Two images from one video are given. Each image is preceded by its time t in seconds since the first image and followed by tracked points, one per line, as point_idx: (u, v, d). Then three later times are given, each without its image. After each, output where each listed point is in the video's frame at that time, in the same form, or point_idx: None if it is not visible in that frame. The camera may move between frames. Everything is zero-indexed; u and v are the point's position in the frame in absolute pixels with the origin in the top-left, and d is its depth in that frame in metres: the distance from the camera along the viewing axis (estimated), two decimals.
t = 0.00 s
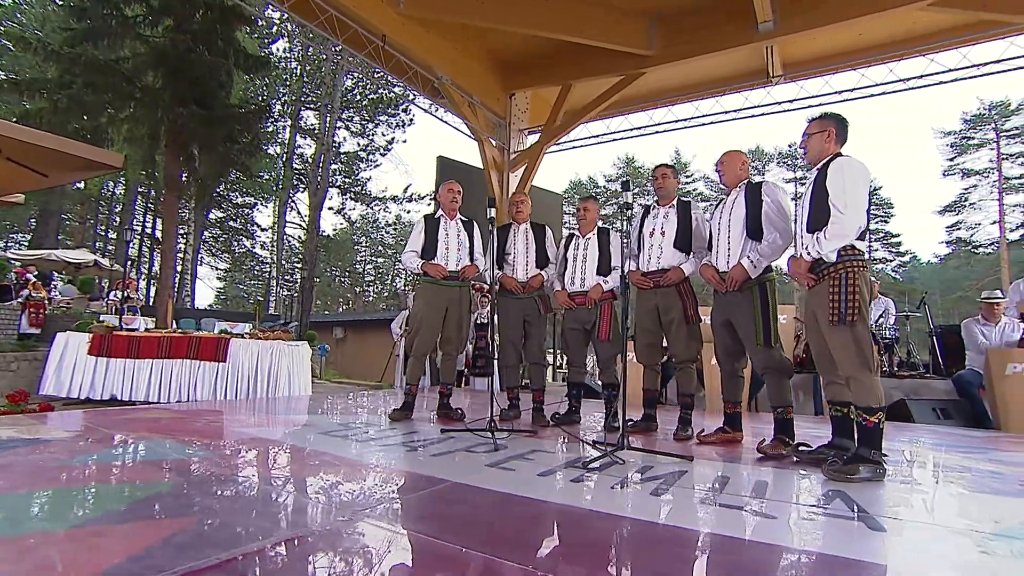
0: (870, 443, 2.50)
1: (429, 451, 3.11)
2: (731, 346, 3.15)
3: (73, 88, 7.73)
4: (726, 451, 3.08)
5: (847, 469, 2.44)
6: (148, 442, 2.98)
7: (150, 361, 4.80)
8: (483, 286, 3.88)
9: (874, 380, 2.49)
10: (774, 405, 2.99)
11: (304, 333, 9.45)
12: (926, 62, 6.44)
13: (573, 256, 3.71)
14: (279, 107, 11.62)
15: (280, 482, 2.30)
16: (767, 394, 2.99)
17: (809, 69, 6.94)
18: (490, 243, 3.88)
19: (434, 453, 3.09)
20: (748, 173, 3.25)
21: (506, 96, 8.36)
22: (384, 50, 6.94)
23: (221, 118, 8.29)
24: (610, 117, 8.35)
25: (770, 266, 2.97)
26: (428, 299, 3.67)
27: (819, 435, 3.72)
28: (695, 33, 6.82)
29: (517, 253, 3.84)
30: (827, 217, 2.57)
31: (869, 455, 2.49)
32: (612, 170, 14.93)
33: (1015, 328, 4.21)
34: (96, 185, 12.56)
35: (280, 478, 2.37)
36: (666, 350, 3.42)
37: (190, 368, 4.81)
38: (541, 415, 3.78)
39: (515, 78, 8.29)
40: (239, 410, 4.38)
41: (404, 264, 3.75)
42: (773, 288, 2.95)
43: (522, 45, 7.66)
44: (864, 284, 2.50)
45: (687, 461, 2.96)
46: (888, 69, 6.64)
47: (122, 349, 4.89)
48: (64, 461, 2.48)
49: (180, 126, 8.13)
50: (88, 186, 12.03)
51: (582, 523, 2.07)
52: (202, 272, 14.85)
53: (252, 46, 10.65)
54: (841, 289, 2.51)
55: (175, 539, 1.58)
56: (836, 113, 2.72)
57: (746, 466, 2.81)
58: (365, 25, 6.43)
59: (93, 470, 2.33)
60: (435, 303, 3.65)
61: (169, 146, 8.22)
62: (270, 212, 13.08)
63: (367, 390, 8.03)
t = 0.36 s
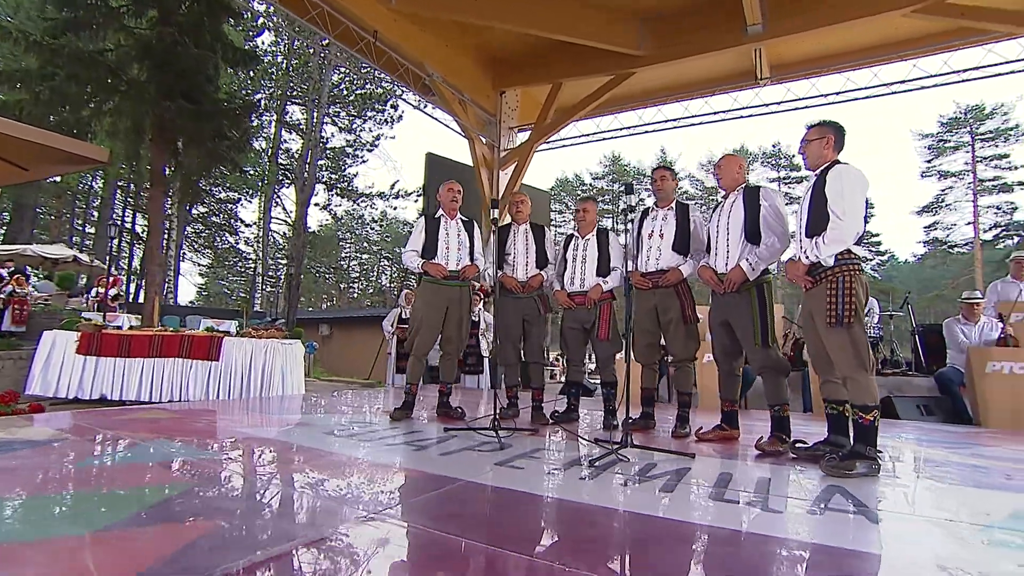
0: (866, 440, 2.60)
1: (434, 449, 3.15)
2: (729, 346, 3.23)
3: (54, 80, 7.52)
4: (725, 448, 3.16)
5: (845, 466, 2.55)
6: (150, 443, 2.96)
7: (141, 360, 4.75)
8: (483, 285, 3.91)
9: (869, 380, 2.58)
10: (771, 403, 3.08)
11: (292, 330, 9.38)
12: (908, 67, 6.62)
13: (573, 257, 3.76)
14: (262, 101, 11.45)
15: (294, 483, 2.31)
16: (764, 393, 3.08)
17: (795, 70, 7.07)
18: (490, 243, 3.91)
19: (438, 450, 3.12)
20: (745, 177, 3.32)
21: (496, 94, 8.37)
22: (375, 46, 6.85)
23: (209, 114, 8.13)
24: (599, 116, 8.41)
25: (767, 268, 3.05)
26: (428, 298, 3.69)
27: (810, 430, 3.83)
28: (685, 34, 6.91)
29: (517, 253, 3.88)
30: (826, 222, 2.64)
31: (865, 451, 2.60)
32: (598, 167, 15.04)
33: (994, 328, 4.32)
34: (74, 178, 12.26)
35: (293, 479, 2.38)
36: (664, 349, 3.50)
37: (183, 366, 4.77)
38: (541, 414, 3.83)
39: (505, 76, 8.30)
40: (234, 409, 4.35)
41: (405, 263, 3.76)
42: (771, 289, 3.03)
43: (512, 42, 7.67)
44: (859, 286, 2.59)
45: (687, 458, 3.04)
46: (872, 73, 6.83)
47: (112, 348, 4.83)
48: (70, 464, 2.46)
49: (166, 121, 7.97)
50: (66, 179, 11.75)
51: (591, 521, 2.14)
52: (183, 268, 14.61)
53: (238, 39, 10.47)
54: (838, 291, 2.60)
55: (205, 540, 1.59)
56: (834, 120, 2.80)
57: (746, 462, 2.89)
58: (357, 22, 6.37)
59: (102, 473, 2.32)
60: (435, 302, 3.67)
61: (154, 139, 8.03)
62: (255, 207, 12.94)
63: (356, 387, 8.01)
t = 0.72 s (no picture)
0: (858, 437, 2.72)
1: (436, 448, 3.19)
2: (724, 346, 3.33)
3: (31, 71, 7.31)
4: (719, 445, 3.26)
5: (838, 462, 2.66)
6: (152, 445, 2.94)
7: (129, 360, 4.69)
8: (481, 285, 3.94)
9: (861, 380, 2.69)
10: (764, 402, 3.18)
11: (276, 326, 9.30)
12: (887, 73, 6.82)
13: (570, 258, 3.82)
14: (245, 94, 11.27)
15: (307, 486, 2.34)
16: (758, 392, 3.19)
17: (778, 73, 7.22)
18: (488, 244, 3.95)
19: (440, 449, 3.16)
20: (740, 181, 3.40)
21: (484, 92, 8.37)
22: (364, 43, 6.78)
23: (194, 108, 7.93)
24: (587, 115, 8.48)
25: (761, 272, 3.15)
26: (427, 298, 3.71)
27: (797, 426, 3.97)
28: (672, 36, 7.01)
29: (514, 254, 3.93)
30: (821, 229, 2.73)
31: (857, 448, 2.72)
32: (582, 165, 15.21)
33: (969, 327, 4.48)
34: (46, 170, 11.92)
35: (304, 482, 2.40)
36: (660, 349, 3.58)
37: (173, 366, 4.72)
38: (537, 412, 3.90)
39: (494, 73, 8.30)
40: (227, 408, 4.32)
41: (402, 263, 3.77)
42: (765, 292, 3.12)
43: (501, 40, 7.69)
44: (852, 290, 2.70)
45: (686, 455, 3.13)
46: (853, 78, 6.99)
47: (98, 347, 4.75)
48: (75, 467, 2.44)
49: (150, 114, 7.80)
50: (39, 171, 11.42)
51: (603, 517, 2.22)
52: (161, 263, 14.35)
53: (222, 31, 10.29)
54: (832, 295, 2.70)
55: (233, 545, 1.62)
56: (827, 130, 2.90)
57: (741, 459, 3.00)
58: (347, 17, 6.31)
59: (110, 477, 2.31)
60: (435, 303, 3.70)
61: (137, 133, 7.85)
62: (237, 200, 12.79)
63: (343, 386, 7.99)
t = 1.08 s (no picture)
0: (848, 436, 2.85)
1: (439, 447, 3.24)
2: (718, 347, 3.43)
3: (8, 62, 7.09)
4: (713, 442, 3.37)
5: (830, 459, 2.79)
6: (155, 450, 2.94)
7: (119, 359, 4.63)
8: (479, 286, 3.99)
9: (851, 381, 2.81)
10: (757, 401, 3.30)
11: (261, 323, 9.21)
12: (868, 78, 7.01)
13: (567, 260, 3.88)
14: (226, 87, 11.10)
15: (318, 490, 2.37)
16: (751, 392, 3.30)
17: (763, 76, 7.37)
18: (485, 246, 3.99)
19: (443, 449, 3.22)
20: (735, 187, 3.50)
21: (472, 89, 8.38)
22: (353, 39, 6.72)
23: (179, 102, 7.77)
24: (575, 114, 8.55)
25: (755, 276, 3.25)
26: (427, 299, 3.74)
27: (785, 423, 4.11)
28: (659, 38, 7.10)
29: (512, 255, 3.98)
30: (814, 236, 2.84)
31: (847, 446, 2.84)
32: (566, 163, 15.43)
33: (944, 327, 4.70)
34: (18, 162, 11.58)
35: (314, 486, 2.44)
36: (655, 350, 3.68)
37: (164, 366, 4.68)
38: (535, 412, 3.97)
39: (482, 71, 8.31)
40: (220, 409, 4.30)
41: (400, 265, 3.79)
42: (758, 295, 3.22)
43: (490, 37, 7.70)
44: (842, 295, 2.81)
45: (682, 453, 3.24)
46: (836, 83, 7.17)
47: (86, 346, 4.67)
48: (84, 474, 2.44)
49: (133, 108, 7.61)
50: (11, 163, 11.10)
51: (607, 512, 2.31)
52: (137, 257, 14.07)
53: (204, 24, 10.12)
54: (824, 300, 2.81)
55: (262, 554, 1.65)
56: (819, 140, 3.00)
57: (736, 457, 3.11)
58: (337, 14, 6.25)
59: (122, 483, 2.32)
60: (434, 304, 3.73)
61: (118, 127, 7.64)
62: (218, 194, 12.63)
63: (330, 383, 7.98)
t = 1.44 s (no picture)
0: (837, 434, 2.99)
1: (442, 447, 3.30)
2: (712, 348, 3.54)
3: None
4: (708, 440, 3.50)
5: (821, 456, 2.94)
6: (161, 453, 2.95)
7: (109, 359, 4.58)
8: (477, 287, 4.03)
9: (841, 382, 2.94)
10: (749, 400, 3.42)
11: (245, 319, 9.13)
12: (850, 82, 7.19)
13: (564, 262, 3.95)
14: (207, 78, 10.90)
15: (334, 492, 2.41)
16: (744, 391, 3.43)
17: (748, 77, 7.52)
18: (484, 248, 4.04)
19: (447, 448, 3.28)
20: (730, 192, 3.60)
21: (460, 85, 8.38)
22: (343, 35, 6.66)
23: (163, 95, 7.64)
24: (564, 111, 8.60)
25: (749, 280, 3.36)
26: (426, 300, 3.78)
27: (773, 420, 4.26)
28: (647, 37, 7.19)
29: (509, 257, 4.04)
30: (807, 243, 2.95)
31: (836, 443, 2.99)
32: (550, 159, 15.59)
33: (922, 327, 4.88)
34: None
35: (328, 488, 2.48)
36: (650, 350, 3.78)
37: (156, 365, 4.65)
38: (532, 410, 4.05)
39: (470, 68, 8.30)
40: (214, 409, 4.28)
41: (400, 266, 3.82)
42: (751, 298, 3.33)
43: (475, 32, 7.66)
44: (834, 299, 2.93)
45: (678, 450, 3.36)
46: (818, 86, 7.35)
47: (73, 346, 4.59)
48: (97, 480, 2.45)
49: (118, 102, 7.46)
50: None
51: (610, 508, 2.41)
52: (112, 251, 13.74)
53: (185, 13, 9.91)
54: (816, 304, 2.92)
55: (298, 561, 1.70)
56: (812, 149, 3.11)
57: (731, 454, 3.24)
58: (327, 9, 6.20)
59: (137, 488, 2.34)
60: (433, 305, 3.77)
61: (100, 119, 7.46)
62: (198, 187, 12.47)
63: (317, 381, 7.93)
